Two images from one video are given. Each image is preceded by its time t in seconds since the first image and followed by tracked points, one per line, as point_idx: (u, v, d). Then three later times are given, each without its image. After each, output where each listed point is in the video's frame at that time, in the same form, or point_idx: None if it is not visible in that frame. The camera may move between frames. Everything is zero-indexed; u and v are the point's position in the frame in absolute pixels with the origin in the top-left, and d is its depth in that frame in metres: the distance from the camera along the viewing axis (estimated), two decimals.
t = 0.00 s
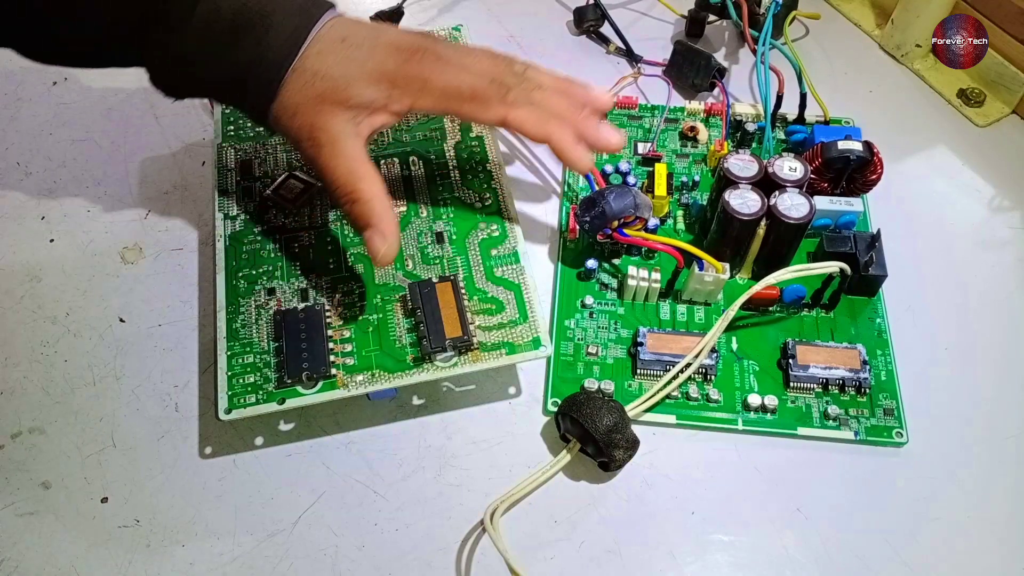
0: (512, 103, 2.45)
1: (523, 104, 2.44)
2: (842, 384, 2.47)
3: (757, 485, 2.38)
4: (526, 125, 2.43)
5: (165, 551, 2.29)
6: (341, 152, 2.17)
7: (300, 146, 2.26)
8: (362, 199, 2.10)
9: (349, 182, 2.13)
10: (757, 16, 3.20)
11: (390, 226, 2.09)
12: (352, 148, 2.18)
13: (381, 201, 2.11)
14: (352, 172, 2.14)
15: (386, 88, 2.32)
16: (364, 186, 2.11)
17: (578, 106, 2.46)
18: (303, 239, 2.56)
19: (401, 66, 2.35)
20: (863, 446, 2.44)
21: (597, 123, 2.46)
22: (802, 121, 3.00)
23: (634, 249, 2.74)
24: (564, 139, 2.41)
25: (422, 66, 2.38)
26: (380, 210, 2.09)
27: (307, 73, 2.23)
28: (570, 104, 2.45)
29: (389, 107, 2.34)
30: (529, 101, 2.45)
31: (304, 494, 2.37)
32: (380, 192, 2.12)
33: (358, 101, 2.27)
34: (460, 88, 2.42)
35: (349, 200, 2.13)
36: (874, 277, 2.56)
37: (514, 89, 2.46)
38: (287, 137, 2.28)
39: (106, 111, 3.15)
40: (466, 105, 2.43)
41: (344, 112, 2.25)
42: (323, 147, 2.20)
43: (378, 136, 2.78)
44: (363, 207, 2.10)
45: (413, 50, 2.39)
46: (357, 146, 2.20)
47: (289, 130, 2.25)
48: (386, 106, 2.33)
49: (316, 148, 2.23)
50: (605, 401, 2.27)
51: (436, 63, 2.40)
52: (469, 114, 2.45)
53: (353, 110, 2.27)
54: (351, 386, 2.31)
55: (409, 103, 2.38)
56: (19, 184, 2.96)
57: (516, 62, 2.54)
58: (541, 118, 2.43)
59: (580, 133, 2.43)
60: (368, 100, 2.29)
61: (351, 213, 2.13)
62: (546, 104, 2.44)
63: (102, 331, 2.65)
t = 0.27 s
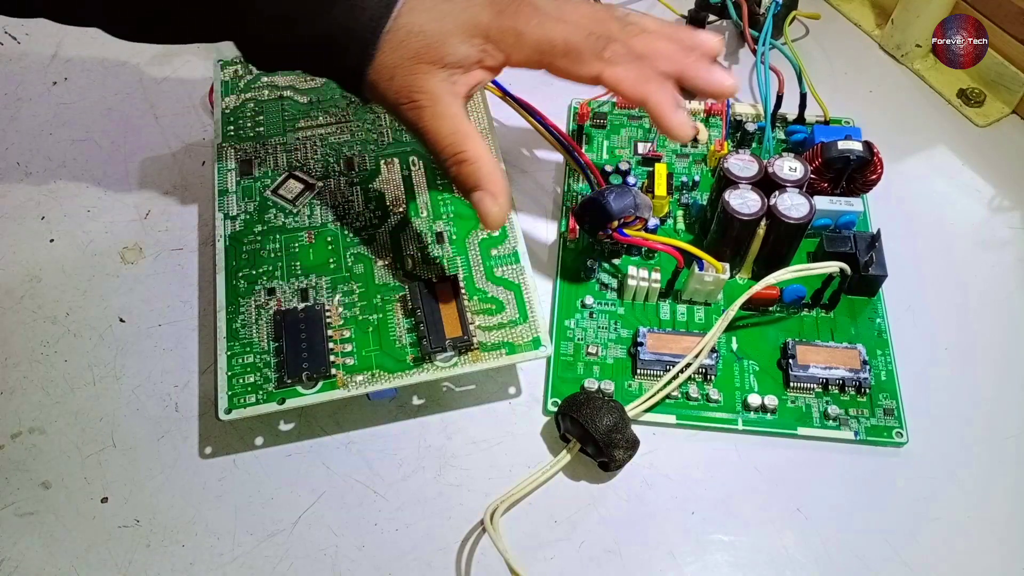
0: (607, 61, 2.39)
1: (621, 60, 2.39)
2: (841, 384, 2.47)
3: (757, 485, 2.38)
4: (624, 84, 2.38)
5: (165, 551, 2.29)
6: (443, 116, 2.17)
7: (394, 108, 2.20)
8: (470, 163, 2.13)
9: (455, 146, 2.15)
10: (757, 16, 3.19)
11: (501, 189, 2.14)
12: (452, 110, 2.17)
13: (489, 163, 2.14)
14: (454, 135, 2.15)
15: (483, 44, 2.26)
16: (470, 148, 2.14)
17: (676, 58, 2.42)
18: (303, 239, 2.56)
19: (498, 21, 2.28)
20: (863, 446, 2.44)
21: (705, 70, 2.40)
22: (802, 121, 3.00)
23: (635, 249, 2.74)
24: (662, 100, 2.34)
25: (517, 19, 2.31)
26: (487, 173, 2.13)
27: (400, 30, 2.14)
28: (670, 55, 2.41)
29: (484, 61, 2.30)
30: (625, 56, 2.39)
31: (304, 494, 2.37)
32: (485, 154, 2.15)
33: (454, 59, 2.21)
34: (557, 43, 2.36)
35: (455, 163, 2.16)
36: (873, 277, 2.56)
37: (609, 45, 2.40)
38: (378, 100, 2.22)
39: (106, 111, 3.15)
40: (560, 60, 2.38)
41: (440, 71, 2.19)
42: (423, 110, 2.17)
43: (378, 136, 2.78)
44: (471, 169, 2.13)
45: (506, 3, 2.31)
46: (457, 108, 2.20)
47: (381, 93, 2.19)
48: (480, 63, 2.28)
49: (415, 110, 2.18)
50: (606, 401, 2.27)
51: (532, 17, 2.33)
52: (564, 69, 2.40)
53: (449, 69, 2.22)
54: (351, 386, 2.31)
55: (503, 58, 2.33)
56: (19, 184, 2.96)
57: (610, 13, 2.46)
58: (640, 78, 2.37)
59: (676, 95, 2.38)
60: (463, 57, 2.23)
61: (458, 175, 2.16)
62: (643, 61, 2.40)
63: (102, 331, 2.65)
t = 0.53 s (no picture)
0: (638, 128, 2.40)
1: (650, 126, 2.40)
2: (841, 384, 2.47)
3: (757, 484, 2.38)
4: (650, 152, 2.40)
5: (165, 551, 2.29)
6: (479, 172, 2.29)
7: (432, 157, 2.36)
8: (498, 218, 2.27)
9: (485, 201, 2.28)
10: (757, 16, 3.19)
11: (521, 249, 2.27)
12: (487, 167, 2.29)
13: (516, 222, 2.28)
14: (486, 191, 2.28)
15: (519, 106, 2.37)
16: (500, 207, 2.27)
17: (694, 123, 2.48)
18: (303, 239, 2.56)
19: (538, 85, 2.38)
20: (863, 446, 2.44)
21: (721, 133, 2.50)
22: (802, 121, 3.00)
23: (635, 249, 2.74)
24: (684, 167, 2.39)
25: (557, 83, 2.39)
26: (511, 232, 2.27)
27: (446, 86, 2.30)
28: (690, 119, 2.48)
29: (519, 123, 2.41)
30: (655, 124, 2.41)
31: (304, 494, 2.37)
32: (513, 213, 2.29)
33: (493, 117, 2.33)
34: (589, 109, 2.39)
35: (483, 220, 2.30)
36: (873, 277, 2.56)
37: (640, 113, 2.40)
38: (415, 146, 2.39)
39: (106, 111, 3.15)
40: (591, 125, 2.41)
41: (480, 127, 2.33)
42: (458, 163, 2.31)
43: (379, 137, 2.78)
44: (499, 225, 2.27)
45: (550, 68, 2.41)
46: (491, 164, 2.32)
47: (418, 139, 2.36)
48: (516, 123, 2.40)
49: (452, 163, 2.33)
50: (606, 401, 2.27)
51: (569, 81, 2.40)
52: (595, 135, 2.43)
53: (487, 125, 2.34)
54: (351, 386, 2.31)
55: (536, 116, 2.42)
56: (19, 184, 2.96)
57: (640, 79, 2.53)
58: (666, 144, 2.39)
59: (696, 161, 2.42)
60: (501, 116, 2.34)
61: (484, 229, 2.30)
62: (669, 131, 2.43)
63: (102, 331, 2.65)
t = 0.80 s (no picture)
0: (624, 130, 2.37)
1: (637, 129, 2.37)
2: (841, 384, 2.47)
3: (757, 484, 2.38)
4: (635, 155, 2.37)
5: (164, 551, 2.29)
6: (467, 171, 2.29)
7: (421, 159, 2.37)
8: (487, 220, 2.27)
9: (474, 201, 2.28)
10: (757, 16, 3.19)
11: (511, 251, 2.27)
12: (475, 167, 2.29)
13: (505, 222, 2.28)
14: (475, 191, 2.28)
15: (507, 105, 2.38)
16: (490, 207, 2.27)
17: (683, 125, 2.52)
18: (303, 239, 2.56)
19: (525, 83, 2.38)
20: (863, 446, 2.44)
21: (710, 133, 2.53)
22: (802, 121, 3.00)
23: (635, 249, 2.74)
24: (671, 171, 2.36)
25: (544, 83, 2.39)
26: (501, 233, 2.26)
27: (433, 87, 2.32)
28: (680, 119, 2.52)
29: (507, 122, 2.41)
30: (642, 126, 2.37)
31: (304, 494, 2.37)
32: (503, 213, 2.29)
33: (480, 118, 2.34)
34: (575, 109, 2.38)
35: (473, 219, 2.29)
36: (874, 277, 2.56)
37: (627, 115, 2.37)
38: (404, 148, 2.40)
39: (106, 111, 3.15)
40: (576, 126, 2.40)
41: (467, 128, 2.34)
42: (447, 163, 2.32)
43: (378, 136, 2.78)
44: (488, 226, 2.27)
45: (536, 67, 2.41)
46: (479, 165, 2.32)
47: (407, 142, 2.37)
48: (504, 123, 2.40)
49: (440, 163, 2.33)
50: (606, 401, 2.27)
51: (555, 81, 2.39)
52: (580, 135, 2.42)
53: (474, 126, 2.35)
54: (351, 386, 2.31)
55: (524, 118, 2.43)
56: (19, 184, 2.96)
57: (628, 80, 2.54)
58: (652, 149, 2.36)
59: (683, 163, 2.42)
60: (488, 117, 2.35)
61: (473, 230, 2.30)
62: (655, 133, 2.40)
63: (102, 331, 2.65)
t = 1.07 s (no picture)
0: (629, 133, 2.36)
1: (642, 133, 2.36)
2: (841, 384, 2.47)
3: (757, 484, 2.38)
4: (639, 159, 2.38)
5: (164, 551, 2.29)
6: (475, 174, 2.29)
7: (428, 162, 2.36)
8: (497, 221, 2.28)
9: (484, 203, 2.28)
10: (757, 16, 3.19)
11: (521, 253, 2.28)
12: (483, 170, 2.29)
13: (514, 224, 2.29)
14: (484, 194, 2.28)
15: (512, 107, 2.37)
16: (499, 210, 2.28)
17: (689, 128, 2.50)
18: (303, 239, 2.56)
19: (531, 85, 2.37)
20: (863, 446, 2.44)
21: (715, 134, 2.51)
22: (802, 121, 3.00)
23: (635, 249, 2.74)
24: (674, 174, 2.40)
25: (549, 86, 2.38)
26: (512, 234, 2.28)
27: (440, 89, 2.30)
28: (685, 122, 2.50)
29: (512, 124, 2.41)
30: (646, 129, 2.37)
31: (304, 494, 2.37)
32: (511, 215, 2.30)
33: (486, 120, 2.33)
34: (581, 112, 2.37)
35: (482, 222, 2.30)
36: (874, 277, 2.56)
37: (632, 118, 2.36)
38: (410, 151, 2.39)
39: (106, 111, 3.15)
40: (581, 129, 2.39)
41: (474, 130, 2.33)
42: (455, 166, 2.31)
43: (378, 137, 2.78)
44: (498, 228, 2.28)
45: (540, 69, 2.40)
46: (487, 166, 2.32)
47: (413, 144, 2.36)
48: (509, 125, 2.40)
49: (448, 166, 2.32)
50: (606, 401, 2.27)
51: (561, 84, 2.38)
52: (585, 138, 2.41)
53: (481, 128, 2.34)
54: (351, 386, 2.31)
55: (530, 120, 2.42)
56: (19, 184, 2.96)
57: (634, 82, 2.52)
58: (655, 152, 2.37)
59: (686, 168, 2.44)
60: (494, 119, 2.35)
61: (483, 232, 2.31)
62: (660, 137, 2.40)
63: (102, 331, 2.65)
